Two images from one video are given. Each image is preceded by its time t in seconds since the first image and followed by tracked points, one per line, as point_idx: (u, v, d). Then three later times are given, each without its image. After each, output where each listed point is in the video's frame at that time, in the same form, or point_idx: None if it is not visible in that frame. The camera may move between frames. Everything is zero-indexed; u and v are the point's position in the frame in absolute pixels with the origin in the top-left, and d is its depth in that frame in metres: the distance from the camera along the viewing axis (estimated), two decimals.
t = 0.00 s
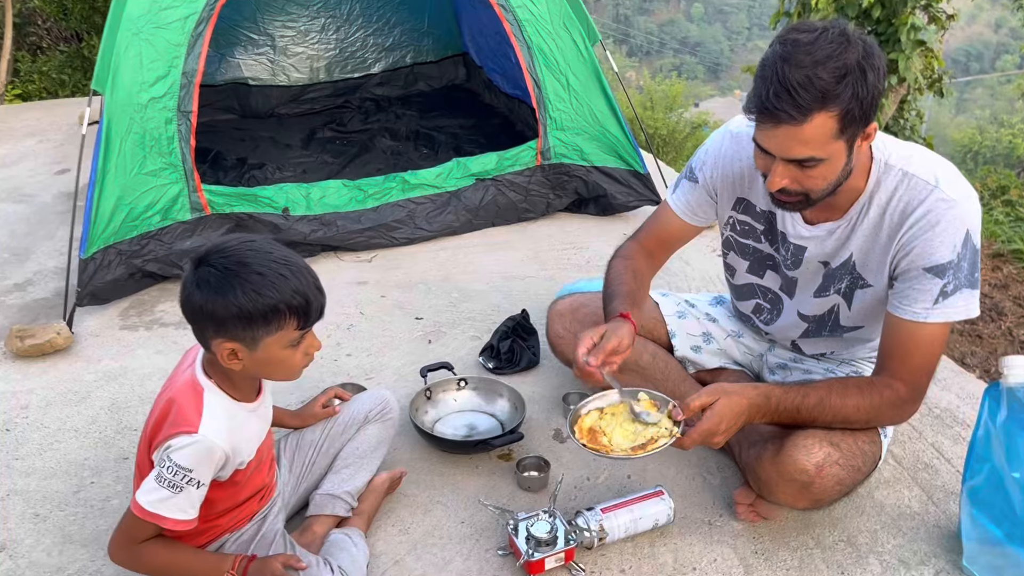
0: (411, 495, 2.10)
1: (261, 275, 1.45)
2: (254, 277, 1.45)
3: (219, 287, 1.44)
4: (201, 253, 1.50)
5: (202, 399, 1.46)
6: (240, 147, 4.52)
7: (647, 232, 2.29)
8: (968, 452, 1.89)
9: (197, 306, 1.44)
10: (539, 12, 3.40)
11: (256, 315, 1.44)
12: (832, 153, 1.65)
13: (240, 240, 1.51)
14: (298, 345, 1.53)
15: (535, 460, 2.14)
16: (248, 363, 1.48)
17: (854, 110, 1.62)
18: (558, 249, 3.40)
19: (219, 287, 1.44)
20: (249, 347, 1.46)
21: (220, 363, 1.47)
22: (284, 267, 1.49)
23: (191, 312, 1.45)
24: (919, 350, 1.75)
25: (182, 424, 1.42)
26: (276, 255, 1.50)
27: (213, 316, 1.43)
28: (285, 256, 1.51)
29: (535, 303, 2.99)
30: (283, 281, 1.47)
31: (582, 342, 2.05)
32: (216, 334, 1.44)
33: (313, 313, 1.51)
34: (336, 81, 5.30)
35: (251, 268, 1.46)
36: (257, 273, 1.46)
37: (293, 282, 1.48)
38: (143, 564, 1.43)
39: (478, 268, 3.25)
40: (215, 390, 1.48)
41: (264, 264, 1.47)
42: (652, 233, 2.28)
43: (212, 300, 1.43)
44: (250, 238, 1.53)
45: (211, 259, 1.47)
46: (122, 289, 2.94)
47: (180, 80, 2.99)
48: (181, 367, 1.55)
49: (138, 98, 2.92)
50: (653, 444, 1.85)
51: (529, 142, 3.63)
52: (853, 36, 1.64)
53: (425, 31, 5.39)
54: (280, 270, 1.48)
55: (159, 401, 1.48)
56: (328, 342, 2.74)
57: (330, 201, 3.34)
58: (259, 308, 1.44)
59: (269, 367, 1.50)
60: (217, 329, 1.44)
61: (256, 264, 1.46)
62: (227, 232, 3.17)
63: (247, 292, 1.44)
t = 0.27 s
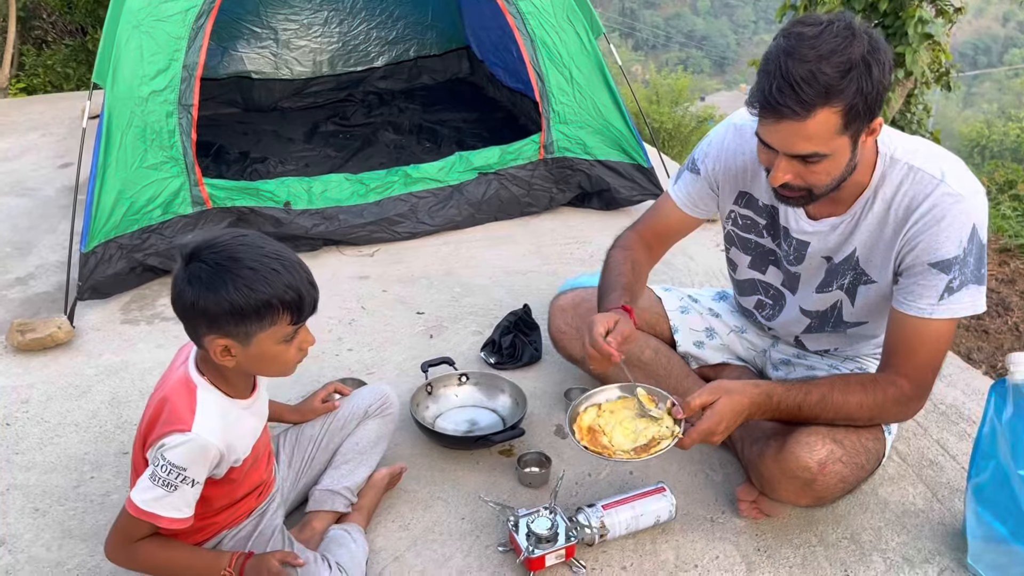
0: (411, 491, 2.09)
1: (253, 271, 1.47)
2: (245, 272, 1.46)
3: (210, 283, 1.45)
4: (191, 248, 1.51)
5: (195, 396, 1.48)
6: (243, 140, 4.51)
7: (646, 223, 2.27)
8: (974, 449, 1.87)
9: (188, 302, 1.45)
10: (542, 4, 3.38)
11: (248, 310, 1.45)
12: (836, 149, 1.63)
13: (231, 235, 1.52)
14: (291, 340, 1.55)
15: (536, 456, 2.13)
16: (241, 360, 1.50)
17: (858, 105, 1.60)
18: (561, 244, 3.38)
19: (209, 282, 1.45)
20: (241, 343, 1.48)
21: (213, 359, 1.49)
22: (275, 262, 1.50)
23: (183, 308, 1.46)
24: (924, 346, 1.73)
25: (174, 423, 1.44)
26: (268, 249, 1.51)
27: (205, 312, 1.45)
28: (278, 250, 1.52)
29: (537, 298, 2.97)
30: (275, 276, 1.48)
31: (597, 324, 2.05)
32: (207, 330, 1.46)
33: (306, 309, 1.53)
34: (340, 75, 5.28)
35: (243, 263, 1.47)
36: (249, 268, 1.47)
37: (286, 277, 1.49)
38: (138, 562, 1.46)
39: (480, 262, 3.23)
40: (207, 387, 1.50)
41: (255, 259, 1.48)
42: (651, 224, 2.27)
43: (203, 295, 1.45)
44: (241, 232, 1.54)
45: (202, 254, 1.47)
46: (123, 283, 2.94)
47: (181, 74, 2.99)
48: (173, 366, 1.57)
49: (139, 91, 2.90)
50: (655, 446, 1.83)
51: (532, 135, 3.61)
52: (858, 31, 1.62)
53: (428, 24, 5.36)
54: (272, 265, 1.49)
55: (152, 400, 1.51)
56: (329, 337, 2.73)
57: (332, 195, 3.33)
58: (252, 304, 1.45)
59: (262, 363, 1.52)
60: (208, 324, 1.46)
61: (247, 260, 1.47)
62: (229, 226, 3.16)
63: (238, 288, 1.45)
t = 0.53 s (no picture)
0: (412, 483, 2.09)
1: (244, 263, 1.50)
2: (237, 265, 1.50)
3: (203, 276, 1.48)
4: (184, 242, 1.54)
5: (191, 388, 1.50)
6: (252, 132, 4.52)
7: (652, 217, 2.25)
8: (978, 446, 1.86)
9: (182, 296, 1.49)
10: None
11: (241, 303, 1.48)
12: (839, 143, 1.61)
13: (223, 227, 1.55)
14: (284, 332, 1.57)
15: (537, 449, 2.13)
16: (233, 353, 1.53)
17: (862, 98, 1.57)
18: (567, 237, 3.37)
19: (200, 275, 1.49)
20: (234, 336, 1.50)
21: (206, 351, 1.52)
22: (267, 255, 1.53)
23: (177, 301, 1.50)
24: (927, 340, 1.71)
25: (171, 416, 1.47)
26: (260, 242, 1.55)
27: (197, 304, 1.48)
28: (269, 243, 1.55)
29: (542, 291, 2.97)
30: (266, 268, 1.51)
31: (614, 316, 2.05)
32: (200, 321, 1.49)
33: (297, 301, 1.56)
34: (349, 67, 5.28)
35: (234, 256, 1.50)
36: (241, 261, 1.50)
37: (277, 270, 1.52)
38: (135, 549, 1.49)
39: (486, 255, 3.23)
40: (204, 379, 1.53)
41: (247, 252, 1.51)
42: (657, 218, 2.25)
43: (196, 289, 1.48)
44: (233, 226, 1.57)
45: (194, 249, 1.51)
46: (131, 275, 2.96)
47: (188, 66, 3.00)
48: (169, 359, 1.60)
49: (146, 84, 2.92)
50: (658, 447, 1.83)
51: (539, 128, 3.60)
52: (862, 23, 1.60)
53: (438, 16, 5.35)
54: (263, 257, 1.52)
55: (150, 392, 1.54)
56: (333, 329, 2.74)
57: (338, 187, 3.33)
58: (243, 296, 1.48)
59: (255, 355, 1.55)
60: (201, 317, 1.49)
61: (239, 252, 1.51)
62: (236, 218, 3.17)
63: (230, 281, 1.48)
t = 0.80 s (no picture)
0: (408, 485, 2.09)
1: (232, 265, 1.50)
2: (225, 266, 1.50)
3: (190, 277, 1.49)
4: (174, 244, 1.55)
5: (179, 390, 1.50)
6: (259, 129, 4.52)
7: (649, 216, 2.22)
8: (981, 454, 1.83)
9: (170, 297, 1.49)
10: None
11: (228, 304, 1.48)
12: (838, 142, 1.58)
13: (213, 228, 1.56)
14: (274, 334, 1.57)
15: (535, 452, 2.11)
16: (222, 355, 1.52)
17: (861, 97, 1.54)
18: (571, 236, 3.35)
19: (189, 276, 1.49)
20: (222, 337, 1.50)
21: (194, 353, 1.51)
22: (256, 256, 1.53)
23: (165, 302, 1.50)
24: (928, 347, 1.68)
25: (160, 418, 1.47)
26: (249, 243, 1.55)
27: (185, 305, 1.48)
28: (258, 244, 1.55)
29: (544, 292, 2.95)
30: (255, 270, 1.51)
31: (575, 340, 2.01)
32: (188, 322, 1.49)
33: (287, 304, 1.56)
34: (357, 64, 5.27)
35: (223, 257, 1.50)
36: (229, 262, 1.50)
37: (265, 271, 1.52)
38: (125, 552, 1.49)
39: (489, 254, 3.21)
40: (193, 381, 1.53)
41: (235, 253, 1.52)
42: (654, 217, 2.21)
43: (184, 290, 1.48)
44: (223, 227, 1.58)
45: (183, 250, 1.52)
46: (134, 272, 2.96)
47: (191, 63, 3.00)
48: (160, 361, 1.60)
49: (148, 81, 2.92)
50: (648, 444, 1.80)
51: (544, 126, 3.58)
52: (862, 21, 1.57)
53: (446, 12, 5.33)
54: (252, 259, 1.52)
55: (140, 393, 1.54)
56: (334, 329, 2.73)
57: (342, 184, 3.32)
58: (231, 297, 1.48)
59: (244, 358, 1.54)
60: (190, 318, 1.49)
61: (228, 253, 1.51)
62: (239, 216, 3.17)
63: (218, 281, 1.48)
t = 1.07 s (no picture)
0: (411, 484, 2.09)
1: (234, 266, 1.50)
2: (226, 266, 1.50)
3: (192, 277, 1.49)
4: (176, 244, 1.55)
5: (181, 390, 1.51)
6: (270, 127, 4.53)
7: (649, 206, 2.21)
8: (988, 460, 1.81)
9: (172, 297, 1.50)
10: None
11: (230, 305, 1.49)
12: (847, 146, 1.56)
13: (213, 229, 1.57)
14: (275, 334, 1.57)
15: (538, 453, 2.11)
16: (224, 355, 1.53)
17: (871, 101, 1.53)
18: (580, 235, 3.34)
19: (191, 277, 1.49)
20: (224, 337, 1.50)
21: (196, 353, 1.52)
22: (257, 257, 1.54)
23: (168, 302, 1.51)
24: (936, 352, 1.66)
25: (161, 419, 1.48)
26: (251, 244, 1.56)
27: (187, 306, 1.49)
28: (260, 245, 1.56)
29: (551, 291, 2.94)
30: (256, 271, 1.52)
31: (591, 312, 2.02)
32: (191, 323, 1.49)
33: (288, 304, 1.56)
34: (368, 62, 5.28)
35: (225, 258, 1.51)
36: (230, 262, 1.51)
37: (267, 272, 1.53)
38: (128, 554, 1.49)
39: (497, 253, 3.21)
40: (194, 381, 1.54)
41: (237, 253, 1.52)
42: (654, 207, 2.20)
43: (186, 291, 1.49)
44: (224, 228, 1.58)
45: (185, 250, 1.52)
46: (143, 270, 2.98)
47: (201, 61, 3.01)
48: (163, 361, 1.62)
49: (159, 80, 2.93)
50: (653, 446, 1.80)
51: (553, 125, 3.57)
52: (874, 24, 1.55)
53: (457, 11, 5.32)
54: (253, 259, 1.53)
55: (142, 394, 1.55)
56: (340, 327, 2.73)
57: (350, 183, 3.32)
58: (233, 298, 1.48)
59: (246, 358, 1.55)
60: (192, 319, 1.49)
61: (229, 254, 1.52)
62: (248, 214, 3.19)
63: (220, 282, 1.49)
